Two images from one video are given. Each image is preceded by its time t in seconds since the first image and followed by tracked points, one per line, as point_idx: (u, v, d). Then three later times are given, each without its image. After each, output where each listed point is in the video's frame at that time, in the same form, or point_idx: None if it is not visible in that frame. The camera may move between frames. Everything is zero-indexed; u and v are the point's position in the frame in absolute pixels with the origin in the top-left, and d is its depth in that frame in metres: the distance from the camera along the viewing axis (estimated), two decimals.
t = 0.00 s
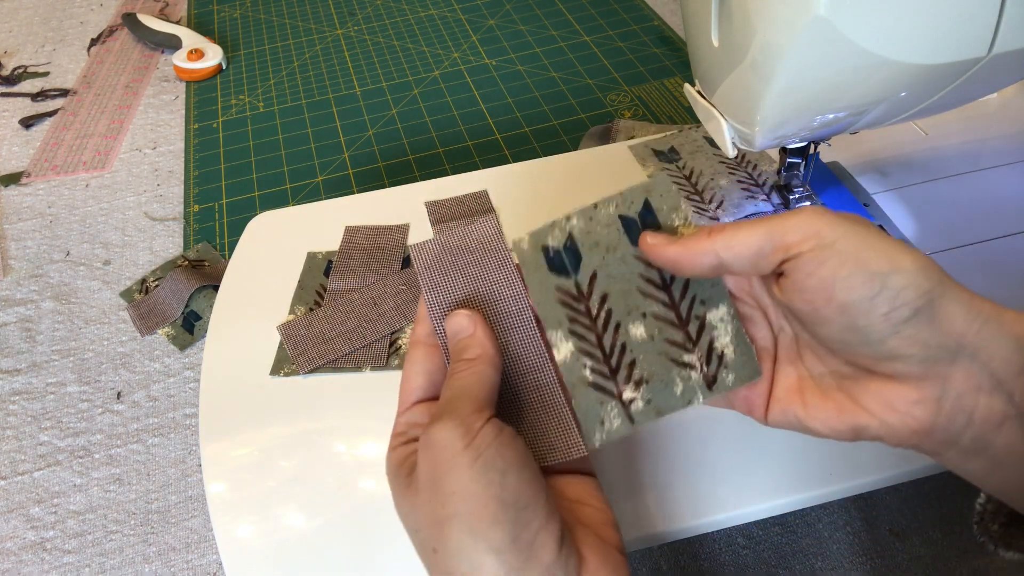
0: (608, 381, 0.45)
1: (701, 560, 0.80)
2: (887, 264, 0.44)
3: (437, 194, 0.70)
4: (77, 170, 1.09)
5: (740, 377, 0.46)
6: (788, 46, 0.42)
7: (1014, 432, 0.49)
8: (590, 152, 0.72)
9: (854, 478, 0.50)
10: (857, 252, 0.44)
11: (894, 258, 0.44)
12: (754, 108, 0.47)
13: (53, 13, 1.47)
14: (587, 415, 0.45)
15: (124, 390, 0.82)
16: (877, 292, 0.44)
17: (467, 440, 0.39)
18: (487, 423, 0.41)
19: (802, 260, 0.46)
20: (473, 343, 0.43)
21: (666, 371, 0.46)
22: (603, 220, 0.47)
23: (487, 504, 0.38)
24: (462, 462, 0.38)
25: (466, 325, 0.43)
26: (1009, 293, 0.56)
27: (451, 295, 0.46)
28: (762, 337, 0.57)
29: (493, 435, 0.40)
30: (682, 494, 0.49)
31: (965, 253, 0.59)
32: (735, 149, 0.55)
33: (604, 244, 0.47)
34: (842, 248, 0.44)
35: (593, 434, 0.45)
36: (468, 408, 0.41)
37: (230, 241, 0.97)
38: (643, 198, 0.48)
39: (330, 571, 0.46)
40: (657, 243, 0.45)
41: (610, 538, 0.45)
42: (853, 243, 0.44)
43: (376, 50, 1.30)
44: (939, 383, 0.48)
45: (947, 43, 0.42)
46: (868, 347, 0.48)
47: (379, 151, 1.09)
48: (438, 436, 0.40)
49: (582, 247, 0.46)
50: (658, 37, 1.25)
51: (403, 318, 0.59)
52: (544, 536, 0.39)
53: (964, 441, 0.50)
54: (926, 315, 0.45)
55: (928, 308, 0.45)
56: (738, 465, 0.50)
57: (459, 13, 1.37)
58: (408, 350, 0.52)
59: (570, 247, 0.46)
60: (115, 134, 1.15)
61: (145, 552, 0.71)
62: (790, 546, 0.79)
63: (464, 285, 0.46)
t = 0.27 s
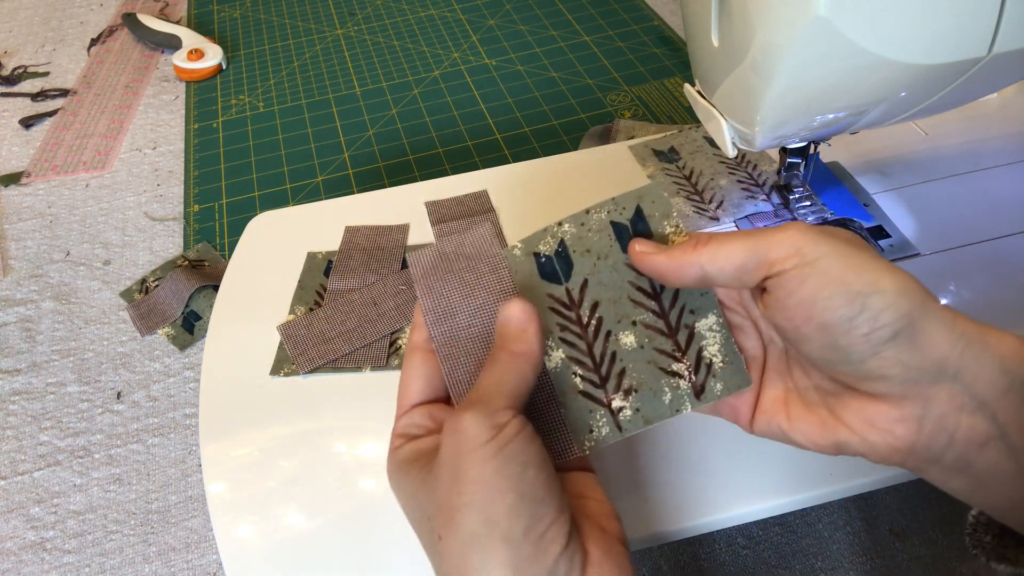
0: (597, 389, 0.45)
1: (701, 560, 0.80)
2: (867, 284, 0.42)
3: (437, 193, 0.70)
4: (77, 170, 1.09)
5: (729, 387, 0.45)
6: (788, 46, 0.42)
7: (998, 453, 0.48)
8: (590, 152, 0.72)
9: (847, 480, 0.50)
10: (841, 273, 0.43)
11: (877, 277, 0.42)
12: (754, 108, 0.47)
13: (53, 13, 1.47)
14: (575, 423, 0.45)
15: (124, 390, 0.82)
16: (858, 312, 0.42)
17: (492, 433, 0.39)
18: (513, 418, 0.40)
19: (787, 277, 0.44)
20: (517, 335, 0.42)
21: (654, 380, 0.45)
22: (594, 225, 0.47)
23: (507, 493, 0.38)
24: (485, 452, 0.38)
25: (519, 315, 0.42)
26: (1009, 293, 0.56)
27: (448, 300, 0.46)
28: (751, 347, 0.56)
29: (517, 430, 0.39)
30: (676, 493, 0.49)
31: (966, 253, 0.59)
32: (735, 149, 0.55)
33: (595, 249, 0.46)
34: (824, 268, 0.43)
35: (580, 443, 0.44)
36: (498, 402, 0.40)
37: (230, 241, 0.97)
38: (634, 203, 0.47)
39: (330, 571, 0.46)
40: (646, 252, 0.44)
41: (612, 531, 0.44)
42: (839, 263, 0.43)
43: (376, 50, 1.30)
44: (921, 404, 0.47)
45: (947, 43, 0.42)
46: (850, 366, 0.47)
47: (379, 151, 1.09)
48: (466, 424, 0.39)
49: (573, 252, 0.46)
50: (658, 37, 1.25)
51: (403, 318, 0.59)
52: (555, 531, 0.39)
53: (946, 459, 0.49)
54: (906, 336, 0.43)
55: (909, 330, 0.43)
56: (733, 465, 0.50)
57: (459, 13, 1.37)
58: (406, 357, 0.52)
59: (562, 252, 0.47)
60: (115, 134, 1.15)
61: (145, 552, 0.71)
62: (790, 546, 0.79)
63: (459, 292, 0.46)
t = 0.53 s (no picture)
0: (589, 392, 0.45)
1: (701, 560, 0.80)
2: (828, 297, 0.42)
3: (437, 193, 0.70)
4: (77, 170, 1.09)
5: (720, 379, 0.44)
6: (787, 46, 0.42)
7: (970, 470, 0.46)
8: (590, 152, 0.72)
9: (841, 483, 0.49)
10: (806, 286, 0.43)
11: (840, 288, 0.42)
12: (754, 108, 0.47)
13: (53, 13, 1.47)
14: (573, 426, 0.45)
15: (124, 390, 0.82)
16: (821, 323, 0.42)
17: (480, 447, 0.41)
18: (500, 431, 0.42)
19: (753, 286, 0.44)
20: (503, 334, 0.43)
21: (646, 378, 0.44)
22: (573, 230, 0.46)
23: (490, 506, 0.39)
24: (472, 468, 0.40)
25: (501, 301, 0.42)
26: (1009, 293, 0.56)
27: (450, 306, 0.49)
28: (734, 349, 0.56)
29: (503, 444, 0.41)
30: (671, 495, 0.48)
31: (967, 253, 0.59)
32: (735, 149, 0.55)
33: (575, 253, 0.45)
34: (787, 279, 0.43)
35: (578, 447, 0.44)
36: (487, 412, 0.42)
37: (230, 241, 0.97)
38: (611, 205, 0.46)
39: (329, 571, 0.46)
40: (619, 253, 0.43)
41: (604, 540, 0.45)
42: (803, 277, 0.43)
43: (376, 50, 1.30)
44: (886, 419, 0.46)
45: (947, 43, 0.42)
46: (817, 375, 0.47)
47: (379, 151, 1.09)
48: (456, 436, 0.41)
49: (554, 257, 0.45)
50: (659, 37, 1.25)
51: (403, 318, 0.59)
52: (543, 543, 0.41)
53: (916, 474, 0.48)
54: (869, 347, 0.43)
55: (870, 341, 0.43)
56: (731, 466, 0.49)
57: (459, 13, 1.37)
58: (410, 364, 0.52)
59: (542, 258, 0.46)
60: (115, 134, 1.15)
61: (145, 552, 0.71)
62: (790, 546, 0.79)
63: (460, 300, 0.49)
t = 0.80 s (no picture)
0: (551, 430, 0.41)
1: (701, 560, 0.80)
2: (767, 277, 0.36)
3: (436, 194, 0.71)
4: (77, 170, 1.09)
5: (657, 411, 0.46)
6: (788, 46, 0.42)
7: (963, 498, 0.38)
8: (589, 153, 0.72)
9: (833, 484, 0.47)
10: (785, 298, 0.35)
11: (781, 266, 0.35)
12: (754, 108, 0.47)
13: (53, 13, 1.47)
14: (536, 465, 0.41)
15: (124, 390, 0.82)
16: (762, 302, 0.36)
17: (462, 472, 0.39)
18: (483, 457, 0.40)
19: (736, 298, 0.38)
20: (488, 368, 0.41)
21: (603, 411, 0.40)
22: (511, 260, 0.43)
23: (473, 536, 0.38)
24: (453, 494, 0.38)
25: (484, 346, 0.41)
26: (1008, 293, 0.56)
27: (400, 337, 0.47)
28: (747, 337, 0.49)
29: (487, 470, 0.39)
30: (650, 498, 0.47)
31: (967, 253, 0.59)
32: (735, 149, 0.55)
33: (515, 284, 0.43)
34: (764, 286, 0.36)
35: (545, 487, 0.41)
36: (466, 440, 0.40)
37: (230, 241, 0.97)
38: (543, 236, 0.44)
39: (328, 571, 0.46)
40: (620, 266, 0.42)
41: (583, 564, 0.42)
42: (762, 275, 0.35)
43: (376, 50, 1.30)
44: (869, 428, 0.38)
45: (946, 43, 0.42)
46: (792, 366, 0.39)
47: (379, 151, 1.09)
48: (435, 466, 0.39)
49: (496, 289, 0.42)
50: (659, 37, 1.25)
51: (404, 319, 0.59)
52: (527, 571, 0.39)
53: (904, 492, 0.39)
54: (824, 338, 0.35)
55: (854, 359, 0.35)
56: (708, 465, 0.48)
57: (459, 13, 1.37)
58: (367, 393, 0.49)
59: (485, 292, 0.43)
60: (115, 134, 1.15)
61: (145, 552, 0.71)
62: (790, 546, 0.79)
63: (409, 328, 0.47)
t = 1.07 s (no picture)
0: (522, 462, 0.41)
1: (701, 560, 0.80)
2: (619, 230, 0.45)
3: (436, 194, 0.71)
4: (76, 170, 1.09)
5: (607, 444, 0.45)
6: (787, 46, 0.42)
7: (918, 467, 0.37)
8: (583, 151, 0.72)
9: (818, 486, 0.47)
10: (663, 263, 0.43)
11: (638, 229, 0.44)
12: (753, 109, 0.47)
13: (53, 13, 1.47)
14: (506, 500, 0.41)
15: (124, 390, 0.82)
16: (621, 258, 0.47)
17: (421, 519, 0.37)
18: (444, 499, 0.38)
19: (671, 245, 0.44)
20: (455, 408, 0.39)
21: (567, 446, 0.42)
22: (486, 284, 0.41)
23: None
24: (412, 542, 0.37)
25: (451, 384, 0.39)
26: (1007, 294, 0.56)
27: (361, 368, 0.43)
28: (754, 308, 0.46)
29: (447, 512, 0.38)
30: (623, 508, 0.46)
31: (967, 253, 0.59)
32: (735, 149, 0.55)
33: (492, 310, 0.41)
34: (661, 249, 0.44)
35: (514, 523, 0.41)
36: (427, 482, 0.38)
37: (230, 241, 0.97)
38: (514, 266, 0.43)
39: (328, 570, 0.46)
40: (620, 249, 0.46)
41: None
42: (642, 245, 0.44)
43: (376, 50, 1.30)
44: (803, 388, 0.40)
45: (945, 43, 0.42)
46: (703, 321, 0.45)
47: (379, 151, 1.09)
48: (393, 512, 0.38)
49: (473, 314, 0.41)
50: (659, 37, 1.25)
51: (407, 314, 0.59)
52: None
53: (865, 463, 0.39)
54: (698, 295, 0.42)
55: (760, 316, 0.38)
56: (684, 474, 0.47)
57: (459, 13, 1.37)
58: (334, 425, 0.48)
59: (461, 316, 0.40)
60: (115, 134, 1.15)
61: (145, 552, 0.71)
62: (790, 546, 0.80)
63: (371, 356, 0.43)
